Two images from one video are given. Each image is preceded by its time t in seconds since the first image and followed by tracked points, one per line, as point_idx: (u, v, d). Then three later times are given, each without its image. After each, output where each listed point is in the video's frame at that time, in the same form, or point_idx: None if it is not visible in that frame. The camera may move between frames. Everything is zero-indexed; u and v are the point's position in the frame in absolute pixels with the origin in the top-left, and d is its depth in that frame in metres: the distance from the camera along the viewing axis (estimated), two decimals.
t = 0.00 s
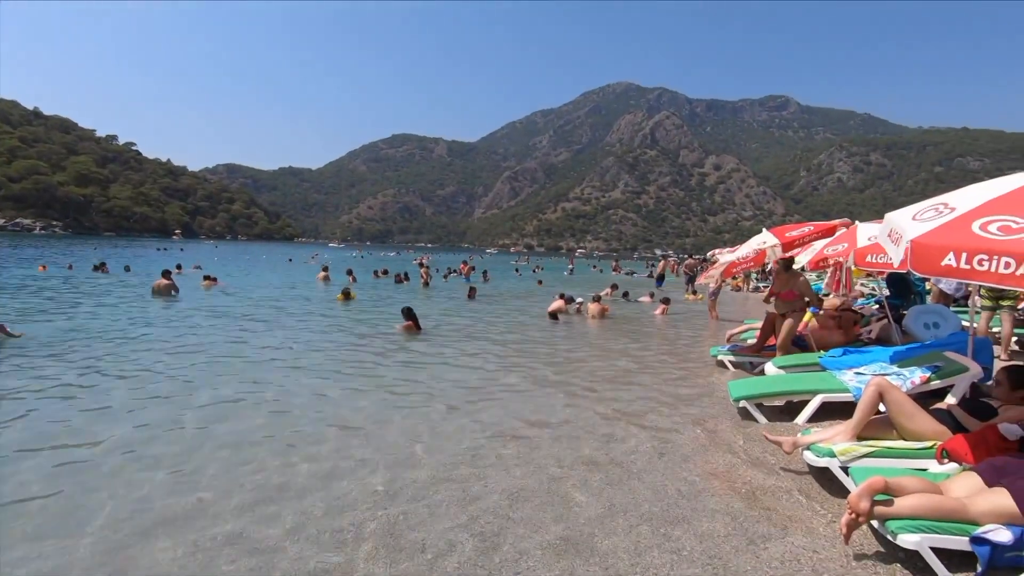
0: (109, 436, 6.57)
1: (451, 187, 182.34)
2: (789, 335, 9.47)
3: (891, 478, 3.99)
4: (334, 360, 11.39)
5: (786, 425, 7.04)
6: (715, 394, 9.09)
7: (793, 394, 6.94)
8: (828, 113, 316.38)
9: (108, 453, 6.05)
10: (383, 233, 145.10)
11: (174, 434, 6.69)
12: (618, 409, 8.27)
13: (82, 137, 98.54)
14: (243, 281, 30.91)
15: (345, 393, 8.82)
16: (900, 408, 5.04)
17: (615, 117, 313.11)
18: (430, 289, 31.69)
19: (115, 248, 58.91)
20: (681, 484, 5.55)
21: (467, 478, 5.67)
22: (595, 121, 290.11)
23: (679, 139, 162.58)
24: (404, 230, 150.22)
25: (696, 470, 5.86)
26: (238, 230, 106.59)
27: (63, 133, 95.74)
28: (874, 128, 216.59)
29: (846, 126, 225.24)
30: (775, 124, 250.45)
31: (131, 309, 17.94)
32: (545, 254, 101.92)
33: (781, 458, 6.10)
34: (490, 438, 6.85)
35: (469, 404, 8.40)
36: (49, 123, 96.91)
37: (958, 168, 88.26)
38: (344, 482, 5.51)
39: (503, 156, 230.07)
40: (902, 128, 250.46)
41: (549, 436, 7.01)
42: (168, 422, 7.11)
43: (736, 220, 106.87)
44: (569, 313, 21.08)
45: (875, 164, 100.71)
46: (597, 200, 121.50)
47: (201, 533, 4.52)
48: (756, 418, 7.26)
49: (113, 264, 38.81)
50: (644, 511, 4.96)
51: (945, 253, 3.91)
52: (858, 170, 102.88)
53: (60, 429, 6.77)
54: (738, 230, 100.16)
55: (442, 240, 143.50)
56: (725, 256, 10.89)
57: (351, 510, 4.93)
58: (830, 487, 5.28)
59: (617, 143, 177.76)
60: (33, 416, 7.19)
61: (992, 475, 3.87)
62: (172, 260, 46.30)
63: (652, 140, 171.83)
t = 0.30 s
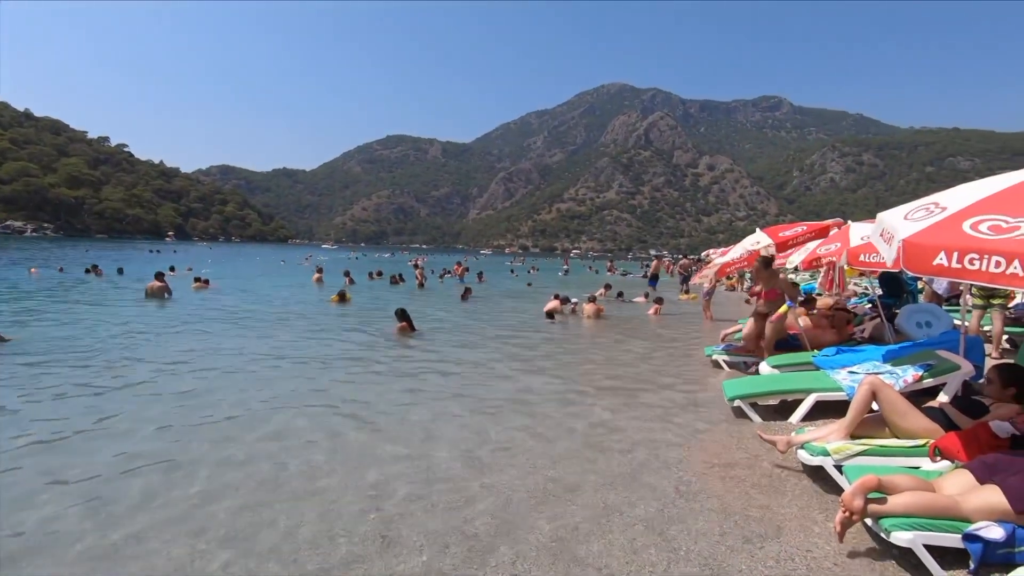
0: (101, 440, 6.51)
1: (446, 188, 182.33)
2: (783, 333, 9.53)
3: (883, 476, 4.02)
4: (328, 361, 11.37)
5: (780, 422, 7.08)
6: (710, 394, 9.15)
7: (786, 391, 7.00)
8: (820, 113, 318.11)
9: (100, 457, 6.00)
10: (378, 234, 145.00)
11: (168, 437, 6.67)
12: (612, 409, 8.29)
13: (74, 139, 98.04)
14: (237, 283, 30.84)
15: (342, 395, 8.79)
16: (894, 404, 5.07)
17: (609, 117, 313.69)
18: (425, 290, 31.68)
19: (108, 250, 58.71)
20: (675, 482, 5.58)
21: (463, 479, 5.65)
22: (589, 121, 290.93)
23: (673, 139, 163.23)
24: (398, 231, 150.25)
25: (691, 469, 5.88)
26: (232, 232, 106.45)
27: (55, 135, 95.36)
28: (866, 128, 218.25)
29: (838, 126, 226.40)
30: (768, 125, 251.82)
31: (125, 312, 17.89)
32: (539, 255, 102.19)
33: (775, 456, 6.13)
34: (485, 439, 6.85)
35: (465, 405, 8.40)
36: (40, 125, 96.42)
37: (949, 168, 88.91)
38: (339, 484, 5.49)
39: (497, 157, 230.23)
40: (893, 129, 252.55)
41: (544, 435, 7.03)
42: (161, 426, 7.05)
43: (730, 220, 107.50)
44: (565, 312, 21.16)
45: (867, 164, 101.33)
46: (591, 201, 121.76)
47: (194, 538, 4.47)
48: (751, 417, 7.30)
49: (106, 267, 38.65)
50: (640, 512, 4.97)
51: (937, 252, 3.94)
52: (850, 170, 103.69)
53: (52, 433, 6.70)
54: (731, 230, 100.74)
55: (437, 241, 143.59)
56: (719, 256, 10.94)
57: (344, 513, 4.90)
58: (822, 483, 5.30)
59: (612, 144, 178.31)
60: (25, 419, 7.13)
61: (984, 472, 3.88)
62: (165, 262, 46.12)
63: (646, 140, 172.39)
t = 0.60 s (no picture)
0: (98, 442, 6.49)
1: (442, 188, 182.21)
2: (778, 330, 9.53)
3: (880, 474, 4.03)
4: (324, 362, 11.35)
5: (776, 421, 7.11)
6: (707, 393, 9.17)
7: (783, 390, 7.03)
8: (814, 113, 318.87)
9: (96, 458, 5.97)
10: (374, 235, 144.73)
11: (166, 438, 6.67)
12: (609, 409, 8.30)
13: (68, 140, 97.54)
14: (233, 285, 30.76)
15: (338, 396, 8.77)
16: (889, 403, 5.08)
17: (604, 117, 313.84)
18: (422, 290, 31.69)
19: (103, 252, 58.44)
20: (671, 482, 5.60)
21: (460, 481, 5.64)
22: (585, 121, 291.12)
23: (668, 138, 163.42)
24: (394, 232, 150.13)
25: (688, 469, 5.88)
26: (227, 233, 106.12)
27: (49, 136, 94.89)
28: (860, 128, 218.86)
29: (832, 125, 226.95)
30: (763, 124, 252.36)
31: (120, 313, 17.85)
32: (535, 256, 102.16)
33: (771, 455, 6.15)
34: (482, 440, 6.83)
35: (461, 405, 8.41)
36: (33, 126, 95.90)
37: (943, 167, 89.04)
38: (333, 486, 5.47)
39: (493, 158, 230.04)
40: (888, 128, 253.49)
41: (541, 435, 7.02)
42: (156, 428, 7.03)
43: (725, 220, 107.79)
44: (562, 312, 21.20)
45: (862, 164, 101.50)
46: (587, 201, 121.71)
47: (190, 540, 4.46)
48: (747, 416, 7.33)
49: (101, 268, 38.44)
50: (637, 510, 4.98)
51: (930, 251, 3.96)
52: (844, 170, 104.05)
53: (47, 435, 6.69)
54: (726, 231, 101.04)
55: (433, 242, 143.51)
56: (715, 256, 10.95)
57: (341, 515, 4.87)
58: (819, 481, 5.32)
59: (607, 144, 178.38)
60: (21, 422, 7.10)
61: (978, 469, 3.90)
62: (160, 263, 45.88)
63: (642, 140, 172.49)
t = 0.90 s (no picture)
0: (95, 444, 6.47)
1: (440, 189, 182.23)
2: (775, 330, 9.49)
3: (878, 474, 4.04)
4: (322, 363, 11.33)
5: (774, 421, 7.11)
6: (706, 392, 9.19)
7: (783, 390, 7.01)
8: (812, 113, 319.05)
9: (93, 461, 5.96)
10: (372, 235, 144.59)
11: (167, 439, 6.69)
12: (607, 409, 8.32)
13: (65, 142, 97.38)
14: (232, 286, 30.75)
15: (336, 397, 8.78)
16: (888, 402, 5.08)
17: (602, 117, 313.88)
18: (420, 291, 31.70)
19: (101, 253, 58.36)
20: (669, 481, 5.61)
21: (459, 480, 5.66)
22: (583, 122, 291.29)
23: (666, 138, 163.50)
24: (393, 233, 150.05)
25: (686, 469, 5.88)
26: (225, 234, 106.02)
27: (45, 138, 94.63)
28: (858, 127, 219.05)
29: (830, 125, 227.20)
30: (761, 124, 252.65)
31: (119, 315, 17.88)
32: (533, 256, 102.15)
33: (770, 454, 6.17)
34: (480, 440, 6.83)
35: (460, 406, 8.42)
36: (30, 127, 95.67)
37: (940, 166, 89.05)
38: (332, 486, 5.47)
39: (491, 159, 229.93)
40: (885, 128, 253.88)
41: (539, 435, 7.04)
42: (154, 429, 7.02)
43: (723, 220, 107.91)
44: (560, 313, 21.22)
45: (859, 163, 101.61)
46: (585, 201, 121.71)
47: (193, 540, 4.47)
48: (745, 415, 7.34)
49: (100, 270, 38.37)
50: (636, 510, 5.00)
51: (927, 251, 3.97)
52: (842, 170, 104.13)
53: (46, 436, 6.68)
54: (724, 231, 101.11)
55: (432, 242, 143.48)
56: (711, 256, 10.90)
57: (341, 516, 4.87)
58: (817, 481, 5.33)
59: (605, 144, 178.40)
60: (18, 423, 7.10)
61: (976, 468, 3.90)
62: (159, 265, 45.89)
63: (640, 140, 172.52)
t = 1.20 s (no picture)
0: (95, 445, 6.48)
1: (441, 189, 182.34)
2: (776, 332, 9.52)
3: (879, 473, 4.04)
4: (323, 364, 11.36)
5: (776, 421, 7.10)
6: (706, 391, 9.20)
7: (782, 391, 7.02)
8: (812, 113, 319.09)
9: (95, 462, 5.97)
10: (373, 236, 144.68)
11: (168, 438, 6.72)
12: (608, 409, 8.31)
13: (66, 143, 97.43)
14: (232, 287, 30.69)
15: (338, 397, 8.80)
16: (889, 402, 5.08)
17: (602, 117, 313.73)
18: (421, 291, 31.68)
19: (102, 254, 58.40)
20: (669, 480, 5.61)
21: (461, 480, 5.63)
22: (583, 122, 291.36)
23: (667, 138, 163.48)
24: (393, 233, 150.09)
25: (686, 469, 5.88)
26: (226, 234, 106.09)
27: (46, 138, 94.67)
28: (859, 127, 218.79)
29: (831, 125, 227.04)
30: (762, 124, 252.53)
31: (119, 315, 17.87)
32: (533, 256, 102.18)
33: (771, 454, 6.16)
34: (482, 440, 6.83)
35: (460, 405, 8.44)
36: (32, 129, 95.75)
37: (942, 166, 88.85)
38: (335, 487, 5.48)
39: (491, 159, 229.85)
40: (886, 128, 253.64)
41: (540, 435, 7.04)
42: (156, 430, 7.03)
43: (724, 220, 107.86)
44: (562, 311, 21.20)
45: (860, 163, 101.50)
46: (586, 201, 121.70)
47: (191, 540, 4.47)
48: (746, 415, 7.34)
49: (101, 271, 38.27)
50: (638, 509, 4.99)
51: (928, 250, 3.96)
52: (842, 170, 104.06)
53: (46, 438, 6.68)
54: (725, 231, 101.07)
55: (433, 243, 143.59)
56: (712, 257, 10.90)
57: (342, 517, 4.86)
58: (817, 481, 5.31)
59: (606, 143, 178.35)
60: (20, 424, 7.13)
61: (977, 468, 3.90)
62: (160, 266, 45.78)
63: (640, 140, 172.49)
